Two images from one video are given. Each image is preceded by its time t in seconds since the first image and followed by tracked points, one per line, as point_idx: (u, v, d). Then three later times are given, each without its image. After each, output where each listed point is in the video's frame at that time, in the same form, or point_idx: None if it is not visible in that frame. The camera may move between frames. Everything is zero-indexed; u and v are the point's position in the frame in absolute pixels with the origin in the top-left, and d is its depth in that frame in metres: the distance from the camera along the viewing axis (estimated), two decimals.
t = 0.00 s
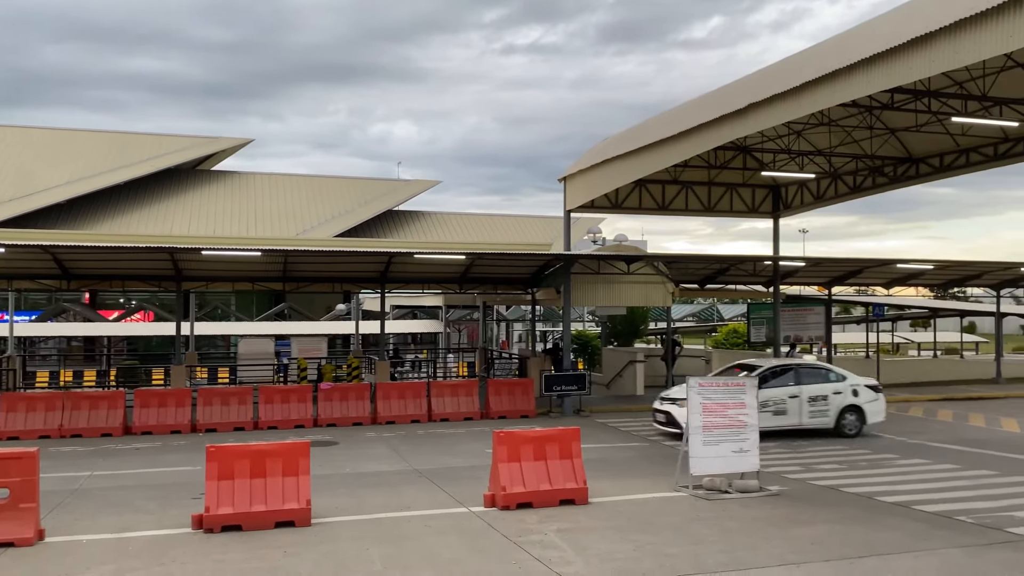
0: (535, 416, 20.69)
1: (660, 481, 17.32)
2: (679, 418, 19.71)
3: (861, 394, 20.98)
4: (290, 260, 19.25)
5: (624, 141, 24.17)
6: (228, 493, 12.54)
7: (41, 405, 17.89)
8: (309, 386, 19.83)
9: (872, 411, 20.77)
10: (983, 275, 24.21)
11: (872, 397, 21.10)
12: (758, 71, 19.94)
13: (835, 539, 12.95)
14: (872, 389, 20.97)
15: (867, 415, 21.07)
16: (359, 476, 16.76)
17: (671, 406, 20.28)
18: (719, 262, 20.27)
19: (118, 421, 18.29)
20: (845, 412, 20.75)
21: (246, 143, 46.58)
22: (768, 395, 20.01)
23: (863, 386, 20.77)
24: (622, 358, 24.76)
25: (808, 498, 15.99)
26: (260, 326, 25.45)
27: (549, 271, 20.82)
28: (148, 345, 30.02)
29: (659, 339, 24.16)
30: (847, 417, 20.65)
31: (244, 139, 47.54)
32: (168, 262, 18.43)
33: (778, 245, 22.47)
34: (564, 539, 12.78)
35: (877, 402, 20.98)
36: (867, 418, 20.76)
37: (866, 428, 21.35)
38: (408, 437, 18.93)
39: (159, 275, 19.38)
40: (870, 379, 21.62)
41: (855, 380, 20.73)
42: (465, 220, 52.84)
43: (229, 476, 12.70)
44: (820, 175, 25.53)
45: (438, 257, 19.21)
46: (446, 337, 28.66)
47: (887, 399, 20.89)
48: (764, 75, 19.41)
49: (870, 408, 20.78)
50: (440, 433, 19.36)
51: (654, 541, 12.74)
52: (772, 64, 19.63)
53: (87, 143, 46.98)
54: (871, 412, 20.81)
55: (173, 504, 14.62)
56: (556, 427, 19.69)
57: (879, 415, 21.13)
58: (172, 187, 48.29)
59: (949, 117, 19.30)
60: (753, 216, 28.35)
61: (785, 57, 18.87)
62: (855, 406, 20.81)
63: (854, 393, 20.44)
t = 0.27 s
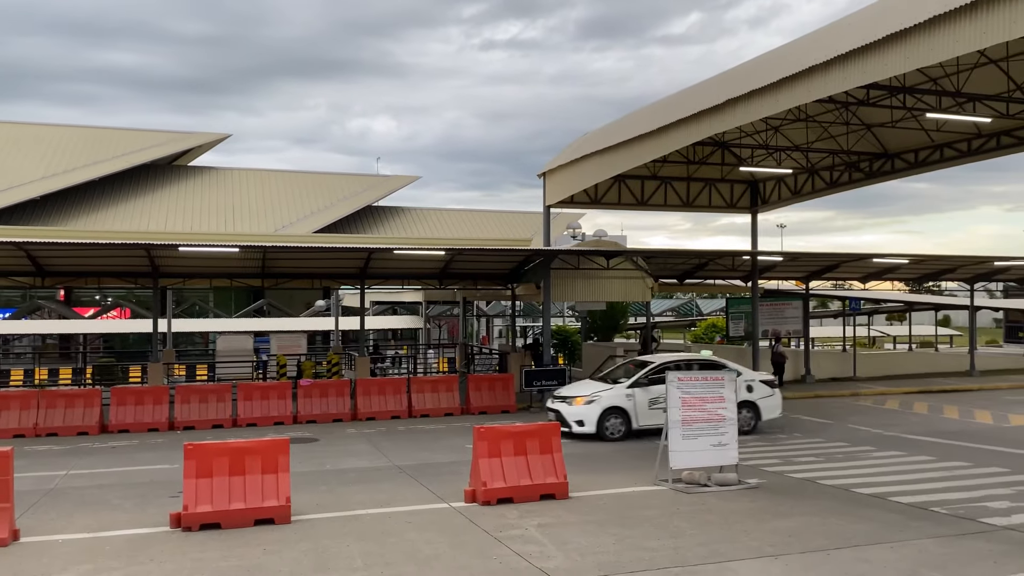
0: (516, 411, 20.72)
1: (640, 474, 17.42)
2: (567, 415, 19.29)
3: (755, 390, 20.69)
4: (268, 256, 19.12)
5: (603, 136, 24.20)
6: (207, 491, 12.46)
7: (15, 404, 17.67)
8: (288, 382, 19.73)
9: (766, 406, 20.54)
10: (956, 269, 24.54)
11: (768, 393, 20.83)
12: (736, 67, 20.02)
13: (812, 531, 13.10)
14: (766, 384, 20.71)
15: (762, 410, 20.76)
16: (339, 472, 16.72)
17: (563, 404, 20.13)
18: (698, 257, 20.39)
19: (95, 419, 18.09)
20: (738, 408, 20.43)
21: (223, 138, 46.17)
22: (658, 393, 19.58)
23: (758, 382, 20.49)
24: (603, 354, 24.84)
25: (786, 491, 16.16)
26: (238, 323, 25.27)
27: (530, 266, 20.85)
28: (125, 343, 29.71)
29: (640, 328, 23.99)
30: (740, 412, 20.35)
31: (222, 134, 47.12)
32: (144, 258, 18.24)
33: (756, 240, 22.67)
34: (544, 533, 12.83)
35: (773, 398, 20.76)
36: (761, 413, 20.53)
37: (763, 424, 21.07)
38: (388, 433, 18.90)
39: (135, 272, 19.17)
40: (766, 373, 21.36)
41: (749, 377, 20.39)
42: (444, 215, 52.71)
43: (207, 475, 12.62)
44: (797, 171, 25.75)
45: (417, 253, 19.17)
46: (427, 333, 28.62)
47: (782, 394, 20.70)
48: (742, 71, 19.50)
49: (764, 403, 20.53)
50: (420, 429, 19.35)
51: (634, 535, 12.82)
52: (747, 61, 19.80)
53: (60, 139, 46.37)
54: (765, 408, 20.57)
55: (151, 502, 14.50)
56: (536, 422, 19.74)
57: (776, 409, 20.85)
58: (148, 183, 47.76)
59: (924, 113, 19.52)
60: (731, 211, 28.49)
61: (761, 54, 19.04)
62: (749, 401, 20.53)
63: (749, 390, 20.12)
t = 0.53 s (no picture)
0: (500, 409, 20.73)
1: (624, 471, 17.48)
2: (451, 415, 18.13)
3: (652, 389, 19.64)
4: (250, 254, 19.01)
5: (587, 132, 24.22)
6: (189, 490, 12.40)
7: None
8: (271, 380, 19.65)
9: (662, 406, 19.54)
10: (936, 265, 24.73)
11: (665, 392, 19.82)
12: (719, 63, 20.08)
13: (794, 526, 13.20)
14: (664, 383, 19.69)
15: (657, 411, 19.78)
16: (323, 469, 16.67)
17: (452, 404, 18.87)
18: (681, 254, 20.45)
19: (75, 418, 17.94)
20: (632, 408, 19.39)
21: (206, 134, 45.85)
22: (548, 392, 18.44)
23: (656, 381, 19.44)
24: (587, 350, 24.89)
25: (767, 486, 16.28)
26: (220, 321, 25.14)
27: (514, 263, 20.84)
28: (105, 341, 29.47)
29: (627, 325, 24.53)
30: (632, 413, 19.30)
31: (205, 130, 46.79)
32: (125, 256, 18.11)
33: (739, 237, 22.77)
34: (528, 530, 12.85)
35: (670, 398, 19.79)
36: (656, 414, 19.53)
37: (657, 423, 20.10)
38: (372, 431, 18.87)
39: (116, 270, 19.03)
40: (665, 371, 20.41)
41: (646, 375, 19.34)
42: (429, 212, 52.57)
43: (189, 473, 12.56)
44: (779, 167, 25.88)
45: (401, 250, 19.14)
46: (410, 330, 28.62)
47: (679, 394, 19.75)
48: (726, 67, 19.56)
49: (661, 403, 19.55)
50: (404, 427, 19.33)
51: (617, 531, 12.87)
52: (730, 58, 19.85)
53: (39, 135, 45.87)
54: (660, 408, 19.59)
55: (133, 502, 14.40)
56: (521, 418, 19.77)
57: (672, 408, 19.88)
58: (130, 179, 47.33)
59: (905, 110, 19.65)
60: (714, 208, 28.64)
61: (743, 51, 19.10)
62: (645, 401, 19.53)
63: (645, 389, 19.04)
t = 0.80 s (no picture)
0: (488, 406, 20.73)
1: (611, 467, 17.50)
2: (330, 420, 17.67)
3: (544, 389, 19.25)
4: (236, 250, 18.94)
5: (575, 130, 24.21)
6: (174, 488, 12.33)
7: None
8: (257, 378, 19.59)
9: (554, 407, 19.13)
10: (923, 263, 24.86)
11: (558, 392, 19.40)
12: (706, 61, 20.11)
13: (780, 522, 13.24)
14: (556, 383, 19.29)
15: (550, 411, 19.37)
16: (310, 467, 16.61)
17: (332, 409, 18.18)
18: (669, 251, 20.49)
19: (59, 416, 17.80)
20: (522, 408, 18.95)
21: (194, 130, 45.60)
22: (431, 394, 18.01)
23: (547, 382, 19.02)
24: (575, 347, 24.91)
25: (754, 482, 16.33)
26: (206, 318, 25.02)
27: (502, 260, 20.82)
28: (90, 339, 29.27)
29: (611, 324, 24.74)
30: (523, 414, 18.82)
31: (193, 126, 46.56)
32: (109, 253, 18.00)
33: (726, 234, 22.82)
34: (515, 527, 12.85)
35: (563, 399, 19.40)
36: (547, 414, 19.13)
37: (551, 423, 19.69)
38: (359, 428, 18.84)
39: (101, 267, 18.91)
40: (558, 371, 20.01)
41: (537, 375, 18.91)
42: (418, 208, 52.48)
43: (174, 472, 12.50)
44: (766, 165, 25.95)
45: (388, 247, 19.12)
46: (399, 328, 28.61)
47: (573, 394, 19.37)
48: (713, 65, 19.58)
49: (552, 404, 19.16)
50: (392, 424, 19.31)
51: (604, 528, 12.88)
52: (718, 55, 19.88)
53: (23, 132, 45.57)
54: (552, 408, 19.19)
55: (117, 501, 14.30)
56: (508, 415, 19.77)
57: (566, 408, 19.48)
58: (117, 176, 47.02)
59: (892, 107, 19.73)
60: (701, 205, 28.78)
61: (731, 48, 19.12)
62: (536, 401, 19.14)
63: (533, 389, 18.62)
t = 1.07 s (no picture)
0: (484, 405, 20.67)
1: (608, 467, 17.47)
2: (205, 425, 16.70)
3: (439, 392, 18.26)
4: (233, 249, 18.91)
5: (572, 129, 24.22)
6: (170, 487, 12.30)
7: None
8: (255, 376, 19.57)
9: (449, 411, 18.16)
10: (920, 262, 24.89)
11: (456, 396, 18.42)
12: (704, 60, 20.12)
13: (778, 521, 13.24)
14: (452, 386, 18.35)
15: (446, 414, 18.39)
16: (306, 465, 16.58)
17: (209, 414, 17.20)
18: (667, 250, 20.49)
19: (56, 415, 17.74)
20: (416, 412, 17.98)
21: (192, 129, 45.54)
22: (314, 399, 17.04)
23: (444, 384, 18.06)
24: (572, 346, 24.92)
25: (751, 482, 16.34)
26: (203, 316, 24.96)
27: (500, 259, 20.80)
28: (88, 336, 29.21)
29: (606, 321, 24.48)
30: (415, 419, 17.89)
31: (190, 125, 46.54)
32: (107, 251, 17.98)
33: (723, 233, 22.82)
34: (512, 526, 12.83)
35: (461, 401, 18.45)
36: (443, 417, 18.17)
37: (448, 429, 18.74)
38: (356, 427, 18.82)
39: (98, 265, 18.87)
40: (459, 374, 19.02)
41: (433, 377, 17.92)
42: (416, 208, 52.41)
43: (171, 471, 12.46)
44: (764, 164, 25.97)
45: (385, 246, 19.10)
46: (396, 327, 28.64)
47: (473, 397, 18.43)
48: (710, 64, 19.59)
49: (447, 407, 18.20)
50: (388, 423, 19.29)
51: (601, 527, 12.87)
52: (716, 54, 19.90)
53: (19, 130, 45.45)
54: (448, 412, 18.22)
55: (113, 500, 14.25)
56: (505, 415, 19.77)
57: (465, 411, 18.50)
58: (113, 175, 46.94)
59: (889, 106, 19.75)
60: (699, 204, 28.79)
61: (729, 47, 19.15)
62: (431, 405, 18.17)
63: (427, 393, 17.65)
